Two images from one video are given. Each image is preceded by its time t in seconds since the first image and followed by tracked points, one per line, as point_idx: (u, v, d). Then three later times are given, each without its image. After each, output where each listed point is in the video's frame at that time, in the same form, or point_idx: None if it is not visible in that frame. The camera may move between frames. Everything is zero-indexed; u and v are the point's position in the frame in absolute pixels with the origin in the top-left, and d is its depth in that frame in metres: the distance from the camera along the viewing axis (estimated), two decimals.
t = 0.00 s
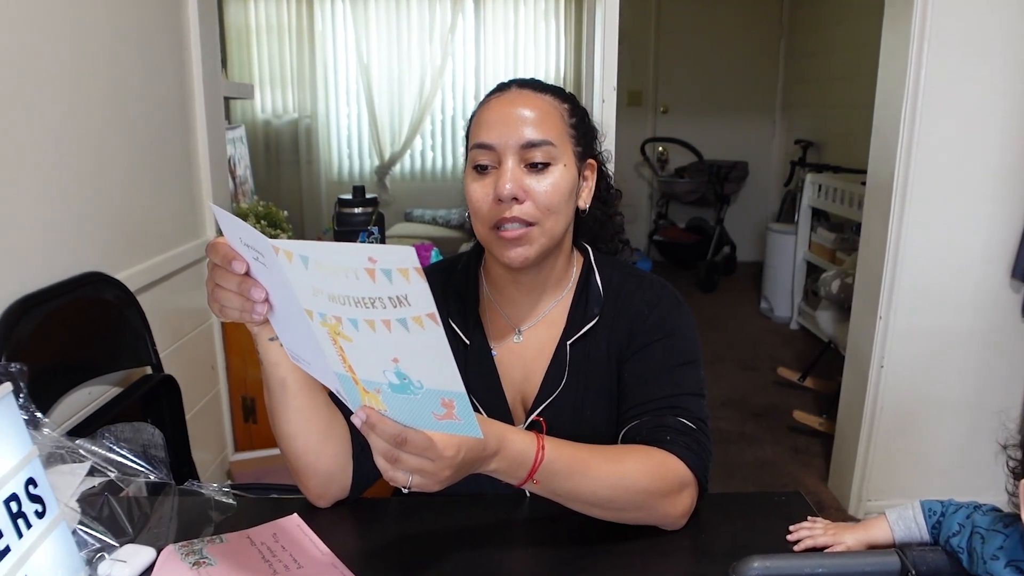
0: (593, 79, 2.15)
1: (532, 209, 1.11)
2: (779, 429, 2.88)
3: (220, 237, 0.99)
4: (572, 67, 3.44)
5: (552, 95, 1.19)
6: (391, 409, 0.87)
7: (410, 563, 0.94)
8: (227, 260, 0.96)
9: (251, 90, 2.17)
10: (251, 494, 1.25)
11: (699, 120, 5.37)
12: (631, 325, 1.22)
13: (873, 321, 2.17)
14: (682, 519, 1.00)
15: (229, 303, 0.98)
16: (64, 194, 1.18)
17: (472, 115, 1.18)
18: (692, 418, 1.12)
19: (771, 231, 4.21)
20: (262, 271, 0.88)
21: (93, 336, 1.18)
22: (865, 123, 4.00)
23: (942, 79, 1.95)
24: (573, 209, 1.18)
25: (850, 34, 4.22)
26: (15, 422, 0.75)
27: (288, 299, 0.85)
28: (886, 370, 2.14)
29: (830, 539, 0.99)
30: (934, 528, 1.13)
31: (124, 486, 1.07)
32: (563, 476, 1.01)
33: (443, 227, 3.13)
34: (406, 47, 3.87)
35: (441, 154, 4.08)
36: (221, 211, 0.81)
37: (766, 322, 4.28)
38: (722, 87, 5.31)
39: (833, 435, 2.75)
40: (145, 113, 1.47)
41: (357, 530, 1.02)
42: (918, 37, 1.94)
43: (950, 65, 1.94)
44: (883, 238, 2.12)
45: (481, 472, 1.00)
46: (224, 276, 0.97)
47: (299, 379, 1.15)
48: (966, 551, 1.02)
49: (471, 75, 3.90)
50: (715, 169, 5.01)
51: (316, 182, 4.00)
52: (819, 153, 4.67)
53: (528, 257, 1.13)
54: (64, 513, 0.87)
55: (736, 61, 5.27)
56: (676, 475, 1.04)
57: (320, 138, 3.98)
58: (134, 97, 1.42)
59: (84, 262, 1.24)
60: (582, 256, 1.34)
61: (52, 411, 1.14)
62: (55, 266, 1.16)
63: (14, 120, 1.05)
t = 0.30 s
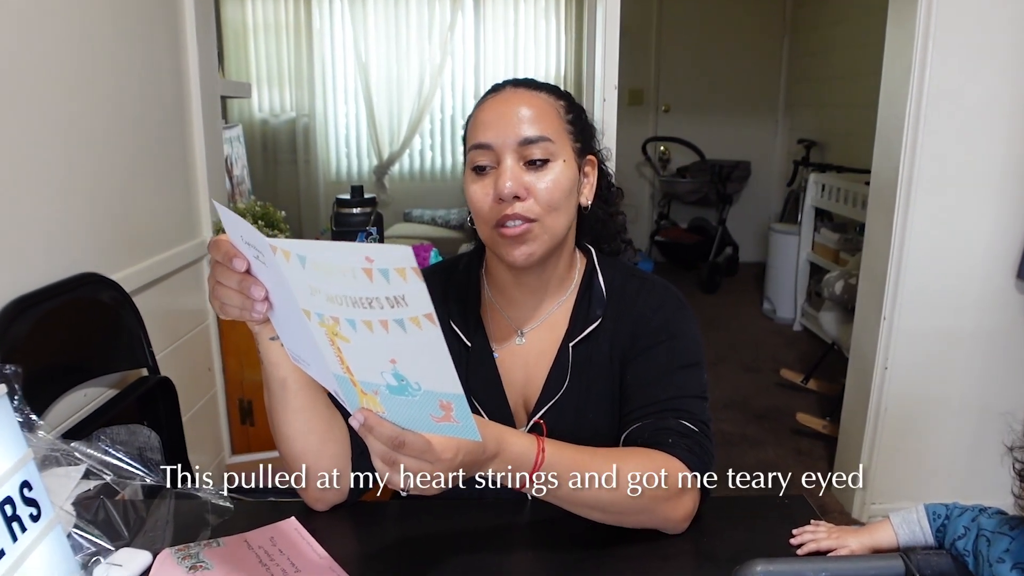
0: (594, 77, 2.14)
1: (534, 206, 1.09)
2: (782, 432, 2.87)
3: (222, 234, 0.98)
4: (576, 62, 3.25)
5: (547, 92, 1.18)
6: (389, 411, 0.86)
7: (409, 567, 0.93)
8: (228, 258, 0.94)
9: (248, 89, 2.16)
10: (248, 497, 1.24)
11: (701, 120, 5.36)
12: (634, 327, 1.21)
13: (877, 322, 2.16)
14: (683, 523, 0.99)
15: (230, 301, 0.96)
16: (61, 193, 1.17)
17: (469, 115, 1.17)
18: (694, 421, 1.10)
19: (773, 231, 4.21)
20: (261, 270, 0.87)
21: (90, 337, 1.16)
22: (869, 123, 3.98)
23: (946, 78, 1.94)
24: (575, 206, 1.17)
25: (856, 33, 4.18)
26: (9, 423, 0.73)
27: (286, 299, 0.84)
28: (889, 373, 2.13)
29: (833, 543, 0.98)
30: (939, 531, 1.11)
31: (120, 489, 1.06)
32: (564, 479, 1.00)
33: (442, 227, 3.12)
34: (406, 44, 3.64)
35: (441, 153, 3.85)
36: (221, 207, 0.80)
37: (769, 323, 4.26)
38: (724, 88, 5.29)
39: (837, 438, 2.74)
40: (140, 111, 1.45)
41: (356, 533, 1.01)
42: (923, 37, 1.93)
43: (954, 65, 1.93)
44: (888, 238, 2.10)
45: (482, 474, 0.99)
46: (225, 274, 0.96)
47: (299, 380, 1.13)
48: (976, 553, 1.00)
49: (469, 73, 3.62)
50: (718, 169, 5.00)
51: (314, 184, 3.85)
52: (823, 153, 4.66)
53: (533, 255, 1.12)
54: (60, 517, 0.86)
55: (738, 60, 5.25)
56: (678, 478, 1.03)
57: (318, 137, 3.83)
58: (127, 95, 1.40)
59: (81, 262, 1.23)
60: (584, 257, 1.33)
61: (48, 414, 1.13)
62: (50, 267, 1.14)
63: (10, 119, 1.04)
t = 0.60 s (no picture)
0: (594, 76, 2.13)
1: (539, 208, 1.08)
2: (785, 434, 2.86)
3: (218, 235, 0.97)
4: (577, 60, 3.20)
5: (549, 91, 1.17)
6: (388, 414, 0.85)
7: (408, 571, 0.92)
8: (225, 259, 0.94)
9: (244, 87, 2.15)
10: (246, 500, 1.23)
11: (704, 120, 5.36)
12: (636, 328, 1.20)
13: (881, 324, 2.15)
14: (686, 526, 0.98)
15: (226, 303, 0.95)
16: (57, 192, 1.16)
17: (470, 113, 1.16)
18: (696, 423, 1.10)
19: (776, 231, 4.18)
20: (258, 272, 0.86)
21: (85, 339, 1.15)
22: (873, 122, 3.96)
23: (951, 78, 1.92)
24: (577, 206, 1.16)
25: (861, 32, 4.15)
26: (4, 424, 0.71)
27: (283, 299, 0.83)
28: (894, 374, 2.12)
29: (836, 547, 0.97)
30: (944, 533, 1.10)
31: (116, 492, 1.03)
32: (564, 483, 0.99)
33: (443, 228, 3.10)
34: (405, 43, 3.60)
35: (440, 153, 3.82)
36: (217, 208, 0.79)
37: (772, 324, 4.25)
38: (725, 88, 5.29)
39: (840, 441, 2.72)
40: (135, 110, 1.44)
41: (354, 536, 1.00)
42: (927, 37, 1.92)
43: (960, 65, 1.92)
44: (892, 239, 2.09)
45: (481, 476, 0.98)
46: (222, 275, 0.95)
47: (297, 381, 1.12)
48: (985, 553, 0.99)
49: (469, 72, 3.59)
50: (720, 169, 5.00)
51: (312, 185, 3.80)
52: (826, 152, 4.65)
53: (535, 256, 1.11)
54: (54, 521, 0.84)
55: (740, 60, 5.24)
56: (679, 481, 1.02)
57: (316, 138, 3.76)
58: (122, 95, 1.38)
59: (77, 263, 1.22)
60: (584, 258, 1.32)
61: (43, 416, 1.12)
62: (44, 267, 1.13)
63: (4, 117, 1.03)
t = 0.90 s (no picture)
0: (596, 75, 2.12)
1: (544, 220, 1.07)
2: (787, 437, 2.84)
3: (211, 239, 0.95)
4: (578, 57, 3.18)
5: (589, 103, 1.16)
6: (383, 422, 0.83)
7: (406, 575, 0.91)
8: (217, 264, 0.92)
9: (242, 86, 2.14)
10: (244, 502, 1.22)
11: (706, 119, 5.35)
12: (631, 332, 1.19)
13: (885, 326, 2.14)
14: (688, 529, 0.97)
15: (219, 307, 0.95)
16: (50, 193, 1.15)
17: (502, 104, 1.15)
18: (696, 426, 1.08)
19: (780, 231, 4.16)
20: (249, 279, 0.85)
21: (79, 341, 1.14)
22: (877, 121, 3.95)
23: (954, 78, 1.91)
24: (580, 224, 1.15)
25: (864, 32, 4.14)
26: None
27: (273, 308, 0.81)
28: (898, 375, 2.10)
29: (839, 551, 0.95)
30: (948, 536, 1.09)
31: (111, 495, 1.03)
32: (562, 487, 0.98)
33: (444, 228, 3.07)
34: (404, 42, 3.55)
35: (440, 152, 3.78)
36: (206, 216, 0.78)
37: (774, 326, 4.23)
38: (726, 87, 5.28)
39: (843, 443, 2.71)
40: (131, 109, 1.42)
41: (352, 540, 0.99)
42: (931, 36, 1.90)
43: (963, 64, 1.91)
44: (895, 240, 2.08)
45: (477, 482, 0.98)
46: (214, 280, 0.93)
47: (290, 384, 1.11)
48: (995, 557, 0.97)
49: (468, 70, 3.58)
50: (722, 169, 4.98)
51: (310, 186, 3.75)
52: (829, 151, 4.64)
53: (527, 266, 1.11)
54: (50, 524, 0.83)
55: (741, 59, 5.23)
56: (680, 484, 1.01)
57: (314, 137, 3.71)
58: (116, 94, 1.37)
59: (71, 264, 1.21)
60: (580, 261, 1.30)
61: (38, 418, 1.11)
62: (39, 268, 1.12)
63: None
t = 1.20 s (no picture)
0: (597, 75, 2.11)
1: (544, 214, 1.07)
2: (791, 439, 2.83)
3: (207, 239, 0.93)
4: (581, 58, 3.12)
5: (561, 92, 1.15)
6: (385, 422, 0.83)
7: None
8: (212, 265, 0.91)
9: (240, 86, 2.13)
10: (242, 506, 1.21)
11: (707, 119, 5.33)
12: (637, 332, 1.18)
13: (888, 327, 2.13)
14: (691, 533, 0.96)
15: (218, 309, 0.94)
16: (46, 192, 1.14)
17: (479, 108, 1.14)
18: (700, 429, 1.07)
19: (783, 232, 4.15)
20: (249, 278, 0.84)
21: (74, 343, 1.12)
22: (881, 121, 3.94)
23: (958, 77, 1.90)
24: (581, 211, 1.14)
25: (868, 31, 4.12)
26: None
27: (276, 307, 0.81)
28: (902, 377, 2.09)
29: (841, 554, 0.94)
30: (951, 539, 1.08)
31: (107, 499, 1.03)
32: (565, 490, 0.97)
33: (442, 229, 3.03)
34: (404, 42, 3.51)
35: (438, 153, 3.78)
36: (204, 213, 0.77)
37: (777, 327, 4.22)
38: (727, 87, 5.27)
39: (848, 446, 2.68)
40: (127, 108, 1.41)
41: (351, 544, 0.98)
42: (935, 35, 1.89)
43: (968, 64, 1.90)
44: (899, 240, 2.07)
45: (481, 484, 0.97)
46: (210, 281, 0.92)
47: (289, 387, 1.10)
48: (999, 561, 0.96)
49: (469, 69, 3.53)
50: (725, 169, 4.97)
51: (309, 191, 3.75)
52: (832, 151, 4.63)
53: (538, 262, 1.10)
54: (46, 527, 0.82)
55: (744, 58, 5.21)
56: (683, 487, 0.99)
57: (311, 137, 3.69)
58: (112, 93, 1.35)
59: (66, 265, 1.20)
60: (585, 260, 1.29)
61: (33, 421, 1.10)
62: (35, 269, 1.11)
63: None
